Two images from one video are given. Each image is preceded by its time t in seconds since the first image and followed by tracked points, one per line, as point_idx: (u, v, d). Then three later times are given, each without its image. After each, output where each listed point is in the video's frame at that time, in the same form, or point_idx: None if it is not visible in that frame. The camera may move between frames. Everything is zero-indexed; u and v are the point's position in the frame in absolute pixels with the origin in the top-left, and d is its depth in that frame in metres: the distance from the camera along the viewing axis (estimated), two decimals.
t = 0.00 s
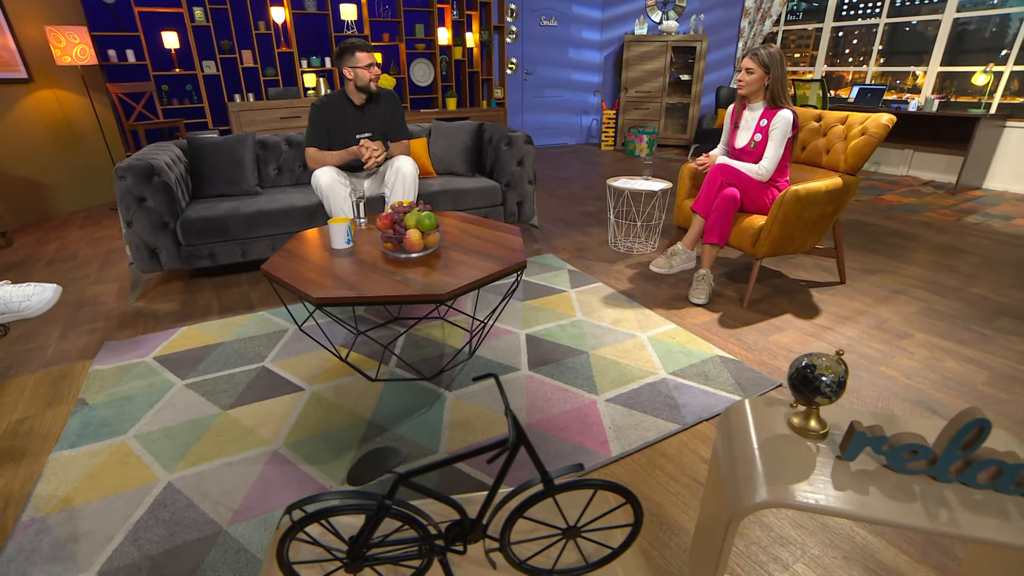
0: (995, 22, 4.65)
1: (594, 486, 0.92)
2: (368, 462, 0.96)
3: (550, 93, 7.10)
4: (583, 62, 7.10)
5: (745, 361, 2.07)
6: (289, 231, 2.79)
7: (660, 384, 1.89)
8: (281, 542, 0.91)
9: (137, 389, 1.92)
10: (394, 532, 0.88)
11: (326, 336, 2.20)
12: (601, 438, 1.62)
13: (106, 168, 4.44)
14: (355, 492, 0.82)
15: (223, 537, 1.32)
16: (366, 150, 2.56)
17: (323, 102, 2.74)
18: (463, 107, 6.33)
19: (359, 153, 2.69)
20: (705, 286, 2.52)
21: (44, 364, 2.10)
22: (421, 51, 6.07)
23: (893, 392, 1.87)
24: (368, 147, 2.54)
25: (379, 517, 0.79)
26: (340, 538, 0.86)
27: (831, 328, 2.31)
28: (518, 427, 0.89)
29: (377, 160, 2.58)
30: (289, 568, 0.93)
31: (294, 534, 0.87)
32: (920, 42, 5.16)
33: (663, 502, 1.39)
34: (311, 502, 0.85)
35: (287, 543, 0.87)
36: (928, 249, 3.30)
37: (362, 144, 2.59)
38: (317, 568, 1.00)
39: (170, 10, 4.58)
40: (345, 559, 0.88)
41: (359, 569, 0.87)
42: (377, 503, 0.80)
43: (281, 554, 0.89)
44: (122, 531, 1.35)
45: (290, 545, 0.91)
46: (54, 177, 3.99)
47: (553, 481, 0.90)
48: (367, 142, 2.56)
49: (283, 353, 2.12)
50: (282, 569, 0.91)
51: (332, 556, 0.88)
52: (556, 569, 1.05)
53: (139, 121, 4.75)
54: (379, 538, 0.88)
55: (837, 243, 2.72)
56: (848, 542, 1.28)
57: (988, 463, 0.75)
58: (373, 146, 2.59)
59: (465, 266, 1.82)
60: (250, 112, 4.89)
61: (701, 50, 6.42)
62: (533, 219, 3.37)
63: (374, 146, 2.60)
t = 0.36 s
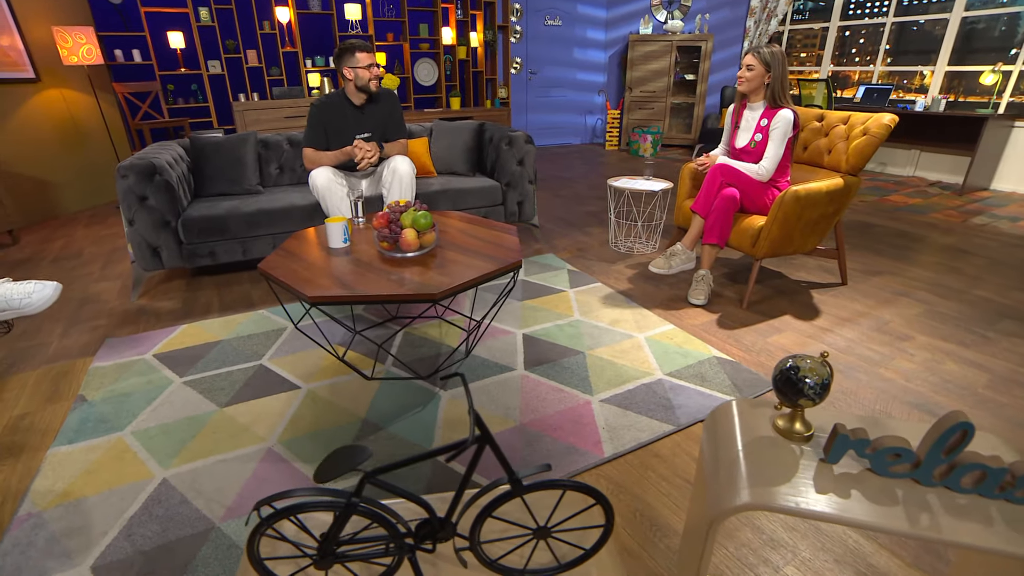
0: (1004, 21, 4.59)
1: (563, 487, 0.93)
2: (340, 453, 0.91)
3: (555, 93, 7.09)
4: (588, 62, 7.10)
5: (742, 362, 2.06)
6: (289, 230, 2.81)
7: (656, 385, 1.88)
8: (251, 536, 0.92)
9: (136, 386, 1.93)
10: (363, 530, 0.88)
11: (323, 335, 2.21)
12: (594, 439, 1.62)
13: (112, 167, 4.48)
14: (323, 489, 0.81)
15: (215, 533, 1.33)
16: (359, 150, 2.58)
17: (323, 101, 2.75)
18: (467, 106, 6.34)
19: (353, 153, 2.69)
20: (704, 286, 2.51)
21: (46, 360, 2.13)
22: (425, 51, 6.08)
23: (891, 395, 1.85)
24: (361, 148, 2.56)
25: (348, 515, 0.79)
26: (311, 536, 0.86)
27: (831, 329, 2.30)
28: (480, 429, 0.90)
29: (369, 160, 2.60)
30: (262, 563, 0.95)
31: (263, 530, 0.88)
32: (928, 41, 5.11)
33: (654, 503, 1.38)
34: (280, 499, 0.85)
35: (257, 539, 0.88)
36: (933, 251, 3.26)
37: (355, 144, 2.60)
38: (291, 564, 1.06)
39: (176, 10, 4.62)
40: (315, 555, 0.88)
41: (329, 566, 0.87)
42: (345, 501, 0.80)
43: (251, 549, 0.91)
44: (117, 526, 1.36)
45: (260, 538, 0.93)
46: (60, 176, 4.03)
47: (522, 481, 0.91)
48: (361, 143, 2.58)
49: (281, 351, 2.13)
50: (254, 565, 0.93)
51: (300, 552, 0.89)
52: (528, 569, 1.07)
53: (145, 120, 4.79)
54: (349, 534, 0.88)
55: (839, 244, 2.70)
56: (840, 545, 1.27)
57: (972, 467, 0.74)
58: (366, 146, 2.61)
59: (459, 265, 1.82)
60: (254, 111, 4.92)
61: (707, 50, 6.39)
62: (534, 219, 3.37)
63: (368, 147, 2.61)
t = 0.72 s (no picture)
0: (1014, 20, 4.53)
1: (533, 487, 0.94)
2: (312, 452, 0.86)
3: (560, 93, 7.08)
4: (593, 62, 7.08)
5: (740, 364, 2.05)
6: (290, 230, 2.83)
7: (651, 386, 1.88)
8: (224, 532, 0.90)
9: (136, 383, 1.96)
10: (335, 527, 0.87)
11: (321, 334, 2.22)
12: (588, 439, 1.61)
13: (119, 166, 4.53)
14: (295, 488, 0.81)
15: (208, 530, 1.34)
16: (363, 150, 2.60)
17: (325, 101, 2.76)
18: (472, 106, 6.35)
19: (355, 153, 2.71)
20: (704, 287, 2.50)
21: (49, 357, 2.15)
22: (430, 51, 6.10)
23: (890, 397, 1.83)
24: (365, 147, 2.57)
25: (318, 512, 0.79)
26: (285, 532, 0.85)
27: (832, 331, 2.28)
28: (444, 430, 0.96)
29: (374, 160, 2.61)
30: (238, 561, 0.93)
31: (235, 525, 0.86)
32: (936, 41, 5.06)
33: (645, 504, 1.38)
34: (253, 495, 0.82)
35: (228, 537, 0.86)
36: (938, 252, 3.23)
37: (359, 144, 2.62)
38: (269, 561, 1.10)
39: (182, 10, 4.66)
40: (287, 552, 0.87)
41: (300, 563, 0.86)
42: (314, 499, 0.79)
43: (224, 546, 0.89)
44: (112, 522, 1.37)
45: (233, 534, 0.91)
46: (68, 175, 4.07)
47: (490, 481, 0.93)
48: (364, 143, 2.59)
49: (279, 350, 2.15)
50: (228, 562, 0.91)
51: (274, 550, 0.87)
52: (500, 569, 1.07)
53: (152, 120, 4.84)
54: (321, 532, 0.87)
55: (841, 245, 2.68)
56: (832, 548, 1.25)
57: (956, 472, 0.73)
58: (370, 147, 2.62)
59: (455, 265, 1.82)
60: (260, 111, 4.95)
61: (712, 50, 6.36)
62: (535, 219, 3.37)
63: (371, 147, 2.62)
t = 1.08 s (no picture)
0: None
1: (503, 487, 0.91)
2: (283, 447, 0.79)
3: (565, 93, 7.07)
4: (599, 62, 7.07)
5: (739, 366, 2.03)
6: (292, 229, 2.85)
7: (648, 388, 1.87)
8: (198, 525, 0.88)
9: (137, 379, 1.98)
10: (309, 523, 0.85)
11: (321, 333, 2.23)
12: (583, 440, 1.61)
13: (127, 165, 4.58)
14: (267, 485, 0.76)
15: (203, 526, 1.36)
16: (365, 151, 2.61)
17: (328, 100, 2.78)
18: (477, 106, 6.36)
19: (357, 153, 2.72)
20: (705, 289, 2.48)
21: (54, 353, 2.18)
22: (435, 51, 6.11)
23: (890, 401, 1.81)
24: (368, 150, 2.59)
25: (289, 509, 0.75)
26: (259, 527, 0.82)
27: (833, 334, 2.26)
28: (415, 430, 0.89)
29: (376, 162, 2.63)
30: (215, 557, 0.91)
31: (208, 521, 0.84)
32: (947, 40, 4.99)
33: (638, 506, 1.38)
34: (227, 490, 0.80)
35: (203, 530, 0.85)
36: (945, 255, 3.19)
37: (361, 145, 2.63)
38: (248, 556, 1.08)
39: (190, 11, 4.71)
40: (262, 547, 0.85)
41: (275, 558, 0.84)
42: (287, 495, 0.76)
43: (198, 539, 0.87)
44: (109, 517, 1.39)
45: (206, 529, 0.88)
46: (78, 174, 4.13)
47: (461, 481, 0.91)
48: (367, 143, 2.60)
49: (279, 348, 2.16)
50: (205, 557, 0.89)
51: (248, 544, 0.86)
52: (473, 568, 1.03)
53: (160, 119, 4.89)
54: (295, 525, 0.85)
55: (844, 247, 2.65)
56: (825, 553, 1.23)
57: (939, 478, 0.72)
58: (372, 148, 2.64)
59: (452, 265, 1.83)
60: (266, 111, 4.99)
61: (719, 50, 6.33)
62: (537, 219, 3.37)
63: (373, 147, 2.64)
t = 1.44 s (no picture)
0: None
1: (477, 486, 0.90)
2: (256, 442, 0.81)
3: (572, 93, 7.06)
4: (606, 62, 7.05)
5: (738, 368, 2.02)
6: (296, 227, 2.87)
7: (645, 389, 1.86)
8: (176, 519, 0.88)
9: (140, 376, 2.00)
10: (285, 518, 0.85)
11: (321, 332, 2.25)
12: (578, 441, 1.61)
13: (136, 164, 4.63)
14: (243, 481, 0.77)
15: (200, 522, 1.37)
16: (366, 152, 2.62)
17: (331, 100, 2.79)
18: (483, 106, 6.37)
19: (360, 154, 2.74)
20: (706, 290, 2.47)
21: (60, 350, 2.21)
22: (442, 51, 6.14)
23: (890, 405, 1.79)
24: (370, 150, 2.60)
25: (264, 505, 0.76)
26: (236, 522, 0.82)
27: (834, 337, 2.24)
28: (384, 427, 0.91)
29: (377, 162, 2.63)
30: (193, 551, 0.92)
31: (186, 514, 0.85)
32: (958, 40, 4.93)
33: (631, 508, 1.38)
34: (206, 484, 0.81)
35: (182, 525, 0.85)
36: (952, 257, 3.15)
37: (363, 146, 2.65)
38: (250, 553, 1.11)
39: (199, 12, 4.76)
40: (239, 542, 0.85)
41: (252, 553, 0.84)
42: (260, 491, 0.76)
43: (176, 532, 0.88)
44: (108, 511, 1.41)
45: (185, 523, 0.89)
46: (87, 173, 4.18)
47: (432, 479, 0.90)
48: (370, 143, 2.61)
49: (280, 346, 2.18)
50: (184, 551, 0.90)
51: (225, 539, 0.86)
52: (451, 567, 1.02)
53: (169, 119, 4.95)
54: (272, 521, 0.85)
55: (848, 249, 2.63)
56: (817, 557, 1.22)
57: (922, 483, 0.72)
58: (373, 148, 2.65)
59: (450, 265, 1.84)
60: (273, 111, 5.03)
61: (727, 50, 6.30)
62: (539, 220, 3.37)
63: (374, 148, 2.65)
